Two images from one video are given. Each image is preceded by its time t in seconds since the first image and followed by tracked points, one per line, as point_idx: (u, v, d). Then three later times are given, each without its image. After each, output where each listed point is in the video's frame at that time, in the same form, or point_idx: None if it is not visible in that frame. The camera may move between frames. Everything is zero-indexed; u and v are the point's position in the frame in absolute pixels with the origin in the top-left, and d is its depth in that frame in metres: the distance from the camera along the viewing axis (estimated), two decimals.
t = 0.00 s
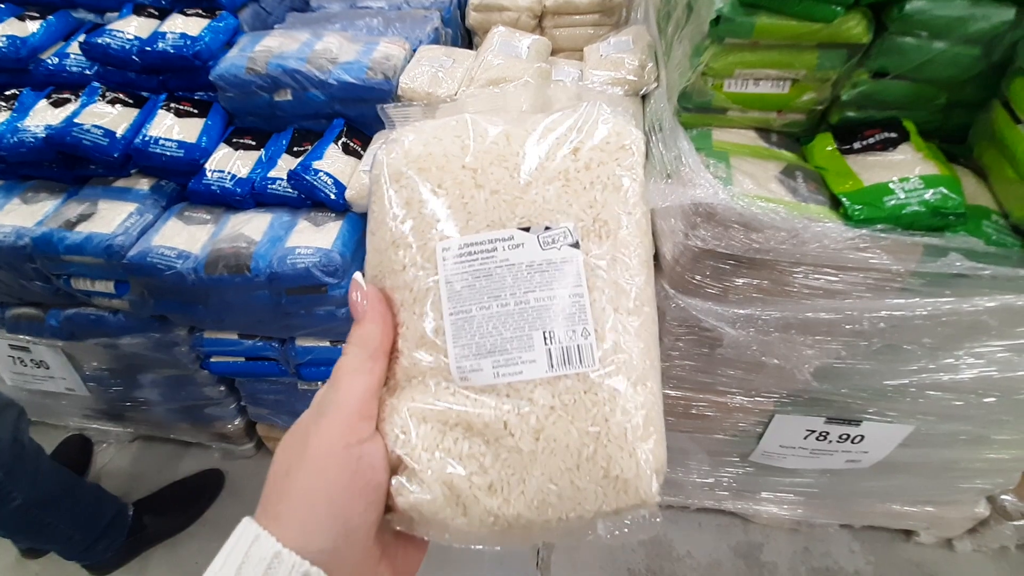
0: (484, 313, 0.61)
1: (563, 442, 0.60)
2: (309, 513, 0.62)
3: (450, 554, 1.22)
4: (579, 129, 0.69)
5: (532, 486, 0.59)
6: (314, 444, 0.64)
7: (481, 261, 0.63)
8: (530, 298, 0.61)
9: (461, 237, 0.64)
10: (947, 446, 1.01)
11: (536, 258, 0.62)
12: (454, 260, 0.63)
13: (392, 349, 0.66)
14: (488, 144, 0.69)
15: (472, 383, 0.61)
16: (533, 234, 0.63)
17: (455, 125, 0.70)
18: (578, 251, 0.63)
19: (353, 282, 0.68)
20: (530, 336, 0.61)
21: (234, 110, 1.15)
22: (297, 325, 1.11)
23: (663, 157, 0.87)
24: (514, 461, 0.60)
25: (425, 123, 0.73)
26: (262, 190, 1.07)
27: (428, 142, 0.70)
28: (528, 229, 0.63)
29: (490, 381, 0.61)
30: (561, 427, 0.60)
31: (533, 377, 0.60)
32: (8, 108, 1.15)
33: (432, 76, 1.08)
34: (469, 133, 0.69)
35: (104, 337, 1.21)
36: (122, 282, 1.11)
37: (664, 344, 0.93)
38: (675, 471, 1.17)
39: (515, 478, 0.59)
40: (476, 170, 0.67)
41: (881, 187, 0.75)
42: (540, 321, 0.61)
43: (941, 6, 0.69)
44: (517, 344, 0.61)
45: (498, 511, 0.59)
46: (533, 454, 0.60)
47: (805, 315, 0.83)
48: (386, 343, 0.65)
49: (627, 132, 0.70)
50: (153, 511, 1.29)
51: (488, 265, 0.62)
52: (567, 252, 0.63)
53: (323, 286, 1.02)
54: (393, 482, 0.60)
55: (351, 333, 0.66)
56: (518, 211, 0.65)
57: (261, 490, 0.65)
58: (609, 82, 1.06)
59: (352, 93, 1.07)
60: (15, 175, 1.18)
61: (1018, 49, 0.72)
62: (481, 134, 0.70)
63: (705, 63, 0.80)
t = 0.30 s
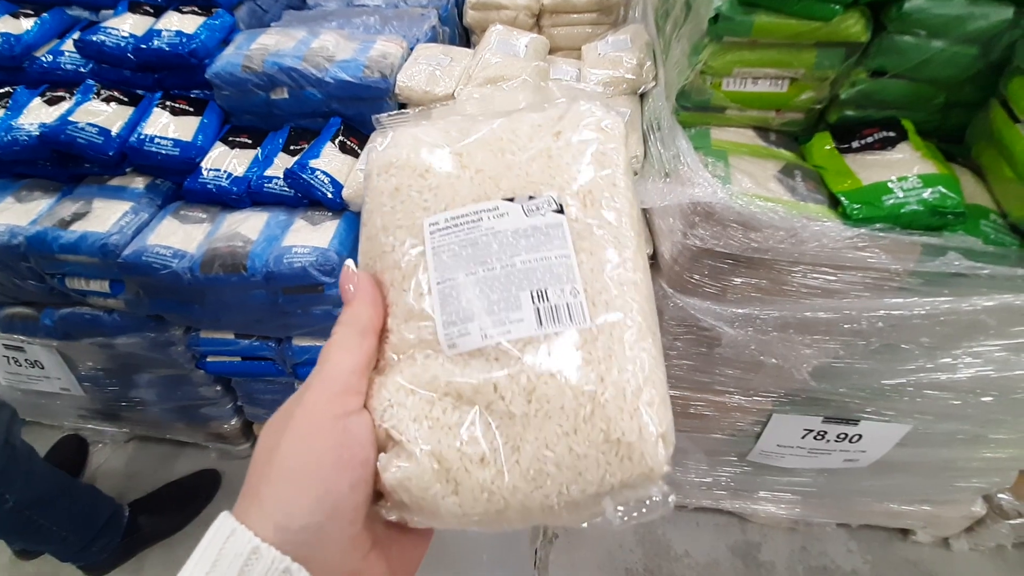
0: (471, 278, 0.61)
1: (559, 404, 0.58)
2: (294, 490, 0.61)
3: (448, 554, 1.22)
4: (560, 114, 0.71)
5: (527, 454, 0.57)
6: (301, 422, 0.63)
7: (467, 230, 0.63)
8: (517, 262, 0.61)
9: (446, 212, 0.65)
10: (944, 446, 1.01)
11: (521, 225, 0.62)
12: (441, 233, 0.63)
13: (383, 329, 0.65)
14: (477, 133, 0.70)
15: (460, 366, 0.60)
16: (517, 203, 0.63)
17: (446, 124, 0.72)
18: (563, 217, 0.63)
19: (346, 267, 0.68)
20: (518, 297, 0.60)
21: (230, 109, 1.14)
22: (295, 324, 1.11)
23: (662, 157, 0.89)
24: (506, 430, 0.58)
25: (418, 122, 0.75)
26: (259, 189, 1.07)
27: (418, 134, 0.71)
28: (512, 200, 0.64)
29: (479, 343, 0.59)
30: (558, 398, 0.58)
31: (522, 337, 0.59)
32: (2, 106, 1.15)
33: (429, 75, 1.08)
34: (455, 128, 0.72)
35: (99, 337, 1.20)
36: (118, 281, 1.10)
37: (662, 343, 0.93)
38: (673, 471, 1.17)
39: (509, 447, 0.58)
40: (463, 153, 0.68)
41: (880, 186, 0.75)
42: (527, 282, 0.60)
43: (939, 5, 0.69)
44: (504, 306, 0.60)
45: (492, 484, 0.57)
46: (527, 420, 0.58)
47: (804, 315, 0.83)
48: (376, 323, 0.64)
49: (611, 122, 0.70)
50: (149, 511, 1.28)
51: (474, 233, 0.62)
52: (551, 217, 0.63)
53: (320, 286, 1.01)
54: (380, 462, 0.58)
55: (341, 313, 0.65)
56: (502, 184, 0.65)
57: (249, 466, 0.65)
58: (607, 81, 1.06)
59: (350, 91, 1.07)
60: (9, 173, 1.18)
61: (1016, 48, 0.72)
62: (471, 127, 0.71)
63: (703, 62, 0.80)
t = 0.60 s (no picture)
0: (466, 280, 0.60)
1: (557, 403, 0.57)
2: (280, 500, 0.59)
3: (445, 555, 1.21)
4: (549, 129, 0.71)
5: (524, 453, 0.56)
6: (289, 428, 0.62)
7: (462, 234, 0.62)
8: (512, 264, 0.60)
9: (440, 217, 0.64)
10: (944, 446, 1.00)
11: (515, 229, 0.62)
12: (435, 238, 0.63)
13: (376, 333, 0.64)
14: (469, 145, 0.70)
15: (458, 366, 0.59)
16: (511, 210, 0.63)
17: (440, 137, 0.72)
18: (556, 222, 0.63)
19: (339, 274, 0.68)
20: (513, 297, 0.59)
21: (226, 107, 1.13)
22: (291, 324, 1.10)
23: (662, 157, 0.90)
24: (504, 429, 0.57)
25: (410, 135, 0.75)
26: (255, 188, 1.06)
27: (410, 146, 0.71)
28: (506, 205, 0.64)
29: (475, 344, 0.58)
30: (555, 395, 0.57)
31: (517, 338, 0.58)
32: None
33: (427, 74, 1.07)
34: (446, 141, 0.72)
35: (94, 338, 1.19)
36: (113, 281, 1.09)
37: (662, 343, 0.93)
38: (672, 471, 1.17)
39: (506, 446, 0.56)
40: (456, 162, 0.68)
41: (881, 186, 0.75)
42: (522, 282, 0.59)
43: (941, 4, 0.69)
44: (499, 306, 0.59)
45: (489, 483, 0.55)
46: (524, 419, 0.57)
47: (805, 315, 0.82)
48: (369, 326, 0.63)
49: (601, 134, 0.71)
50: (145, 513, 1.27)
51: (469, 238, 0.62)
52: (545, 223, 0.63)
53: (317, 286, 1.00)
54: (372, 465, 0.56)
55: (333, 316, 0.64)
56: (496, 192, 0.65)
57: (235, 473, 0.63)
58: (606, 80, 1.06)
59: (347, 90, 1.06)
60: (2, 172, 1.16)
61: (1018, 48, 0.72)
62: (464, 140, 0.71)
63: (704, 61, 0.79)
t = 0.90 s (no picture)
0: (475, 289, 0.59)
1: (568, 413, 0.57)
2: (278, 514, 0.58)
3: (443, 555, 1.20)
4: (548, 147, 0.70)
5: (535, 465, 0.55)
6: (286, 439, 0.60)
7: (469, 243, 0.61)
8: (520, 275, 0.60)
9: (446, 224, 0.63)
10: (944, 445, 1.00)
11: (522, 241, 0.61)
12: (442, 246, 0.62)
13: (375, 339, 0.62)
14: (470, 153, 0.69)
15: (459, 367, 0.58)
16: (517, 221, 0.63)
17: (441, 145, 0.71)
18: (562, 237, 0.63)
19: (334, 275, 0.65)
20: (523, 307, 0.58)
21: (223, 105, 1.12)
22: (288, 323, 1.09)
23: (663, 154, 0.90)
24: (514, 439, 0.56)
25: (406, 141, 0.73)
26: (252, 186, 1.05)
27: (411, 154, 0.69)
28: (512, 216, 0.63)
29: (486, 353, 0.57)
30: (564, 401, 0.57)
31: (529, 348, 0.58)
32: None
33: (426, 72, 1.07)
34: (446, 150, 0.71)
35: (89, 337, 1.17)
36: (108, 280, 1.08)
37: (662, 343, 0.92)
38: (672, 471, 1.16)
39: (516, 457, 0.56)
40: (460, 172, 0.67)
41: (884, 185, 0.74)
42: (531, 293, 0.59)
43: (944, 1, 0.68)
44: (510, 316, 0.58)
45: (499, 496, 0.55)
46: (535, 429, 0.56)
47: (806, 315, 0.82)
48: (369, 332, 0.62)
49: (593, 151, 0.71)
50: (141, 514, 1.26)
51: (477, 247, 0.61)
52: (552, 237, 0.62)
53: (315, 286, 0.99)
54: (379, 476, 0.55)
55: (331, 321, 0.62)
56: (502, 203, 0.64)
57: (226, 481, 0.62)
58: (606, 78, 1.05)
59: (345, 87, 1.05)
60: None
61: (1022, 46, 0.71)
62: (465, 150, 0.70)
63: (706, 59, 0.78)
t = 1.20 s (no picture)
0: (475, 288, 0.58)
1: (565, 420, 0.56)
2: (272, 520, 0.57)
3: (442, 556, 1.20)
4: (542, 132, 0.68)
5: (534, 471, 0.55)
6: (275, 443, 0.58)
7: (467, 239, 0.60)
8: (521, 274, 0.59)
9: (443, 216, 0.61)
10: (945, 445, 1.00)
11: (522, 238, 0.60)
12: (439, 240, 0.60)
13: (366, 336, 0.60)
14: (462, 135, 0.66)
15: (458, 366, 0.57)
16: (517, 215, 0.61)
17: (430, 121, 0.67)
18: (561, 233, 0.62)
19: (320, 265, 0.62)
20: (524, 310, 0.57)
21: (219, 101, 1.11)
22: (286, 322, 1.08)
23: (663, 152, 0.90)
24: (514, 445, 0.56)
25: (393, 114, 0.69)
26: (250, 184, 1.04)
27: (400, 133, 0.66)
28: (511, 210, 0.62)
29: (485, 357, 0.57)
30: (564, 402, 0.57)
31: (529, 352, 0.57)
32: None
33: (425, 69, 1.06)
34: (439, 130, 0.67)
35: (85, 336, 1.17)
36: (104, 279, 1.07)
37: (662, 342, 0.92)
38: (671, 470, 1.16)
39: (515, 464, 0.56)
40: (454, 159, 0.65)
41: (886, 183, 0.74)
42: (532, 295, 0.58)
43: None
44: (511, 319, 0.57)
45: (496, 503, 0.55)
46: (534, 435, 0.56)
47: (808, 314, 0.82)
48: (358, 329, 0.59)
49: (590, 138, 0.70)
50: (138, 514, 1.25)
51: (476, 243, 0.59)
52: (552, 233, 0.61)
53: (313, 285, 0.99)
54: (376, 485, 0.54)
55: (317, 318, 0.59)
56: (500, 195, 0.63)
57: (217, 479, 0.61)
58: (606, 75, 1.05)
59: (342, 85, 1.04)
60: None
61: None
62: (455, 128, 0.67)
63: (707, 56, 0.78)
